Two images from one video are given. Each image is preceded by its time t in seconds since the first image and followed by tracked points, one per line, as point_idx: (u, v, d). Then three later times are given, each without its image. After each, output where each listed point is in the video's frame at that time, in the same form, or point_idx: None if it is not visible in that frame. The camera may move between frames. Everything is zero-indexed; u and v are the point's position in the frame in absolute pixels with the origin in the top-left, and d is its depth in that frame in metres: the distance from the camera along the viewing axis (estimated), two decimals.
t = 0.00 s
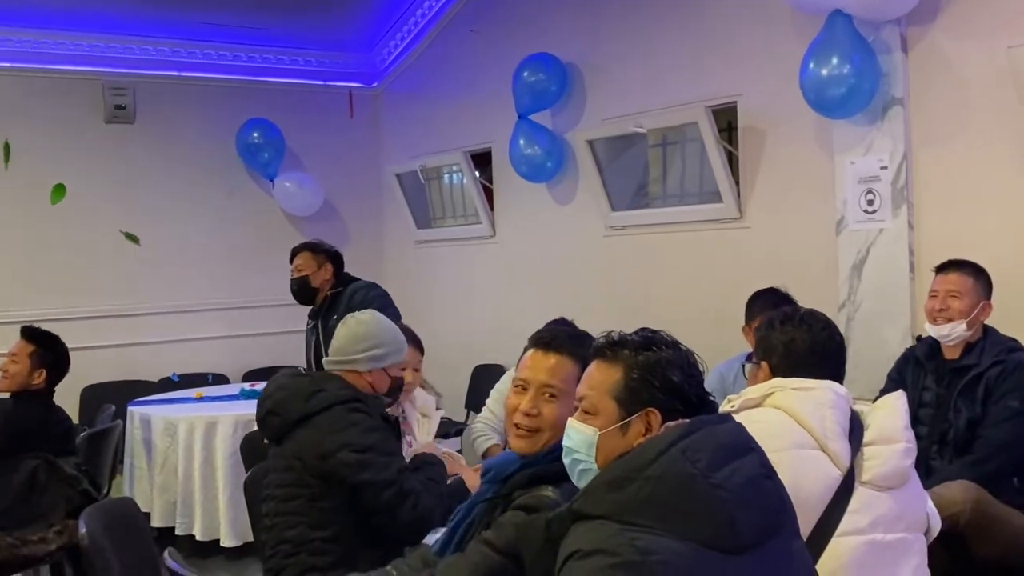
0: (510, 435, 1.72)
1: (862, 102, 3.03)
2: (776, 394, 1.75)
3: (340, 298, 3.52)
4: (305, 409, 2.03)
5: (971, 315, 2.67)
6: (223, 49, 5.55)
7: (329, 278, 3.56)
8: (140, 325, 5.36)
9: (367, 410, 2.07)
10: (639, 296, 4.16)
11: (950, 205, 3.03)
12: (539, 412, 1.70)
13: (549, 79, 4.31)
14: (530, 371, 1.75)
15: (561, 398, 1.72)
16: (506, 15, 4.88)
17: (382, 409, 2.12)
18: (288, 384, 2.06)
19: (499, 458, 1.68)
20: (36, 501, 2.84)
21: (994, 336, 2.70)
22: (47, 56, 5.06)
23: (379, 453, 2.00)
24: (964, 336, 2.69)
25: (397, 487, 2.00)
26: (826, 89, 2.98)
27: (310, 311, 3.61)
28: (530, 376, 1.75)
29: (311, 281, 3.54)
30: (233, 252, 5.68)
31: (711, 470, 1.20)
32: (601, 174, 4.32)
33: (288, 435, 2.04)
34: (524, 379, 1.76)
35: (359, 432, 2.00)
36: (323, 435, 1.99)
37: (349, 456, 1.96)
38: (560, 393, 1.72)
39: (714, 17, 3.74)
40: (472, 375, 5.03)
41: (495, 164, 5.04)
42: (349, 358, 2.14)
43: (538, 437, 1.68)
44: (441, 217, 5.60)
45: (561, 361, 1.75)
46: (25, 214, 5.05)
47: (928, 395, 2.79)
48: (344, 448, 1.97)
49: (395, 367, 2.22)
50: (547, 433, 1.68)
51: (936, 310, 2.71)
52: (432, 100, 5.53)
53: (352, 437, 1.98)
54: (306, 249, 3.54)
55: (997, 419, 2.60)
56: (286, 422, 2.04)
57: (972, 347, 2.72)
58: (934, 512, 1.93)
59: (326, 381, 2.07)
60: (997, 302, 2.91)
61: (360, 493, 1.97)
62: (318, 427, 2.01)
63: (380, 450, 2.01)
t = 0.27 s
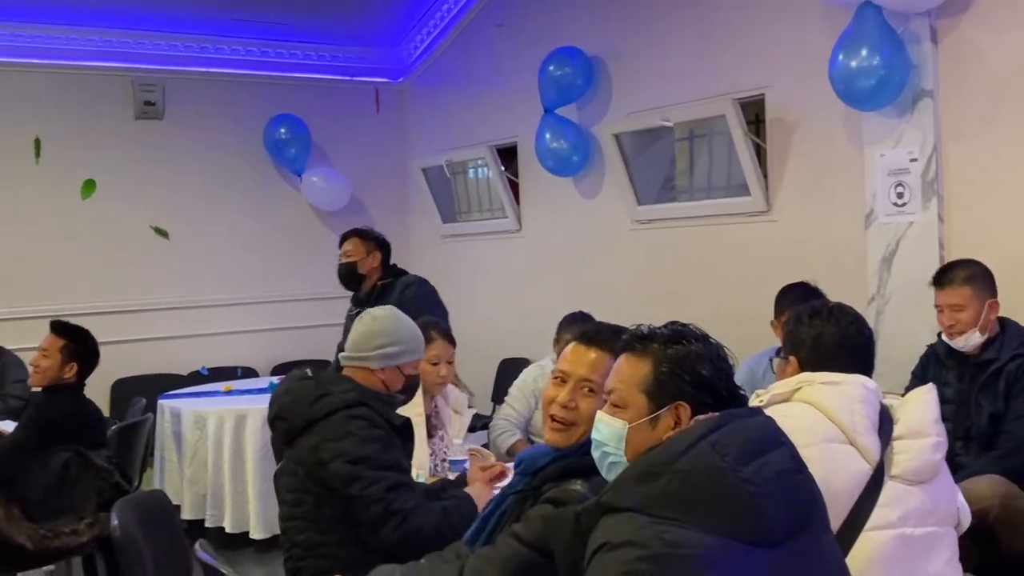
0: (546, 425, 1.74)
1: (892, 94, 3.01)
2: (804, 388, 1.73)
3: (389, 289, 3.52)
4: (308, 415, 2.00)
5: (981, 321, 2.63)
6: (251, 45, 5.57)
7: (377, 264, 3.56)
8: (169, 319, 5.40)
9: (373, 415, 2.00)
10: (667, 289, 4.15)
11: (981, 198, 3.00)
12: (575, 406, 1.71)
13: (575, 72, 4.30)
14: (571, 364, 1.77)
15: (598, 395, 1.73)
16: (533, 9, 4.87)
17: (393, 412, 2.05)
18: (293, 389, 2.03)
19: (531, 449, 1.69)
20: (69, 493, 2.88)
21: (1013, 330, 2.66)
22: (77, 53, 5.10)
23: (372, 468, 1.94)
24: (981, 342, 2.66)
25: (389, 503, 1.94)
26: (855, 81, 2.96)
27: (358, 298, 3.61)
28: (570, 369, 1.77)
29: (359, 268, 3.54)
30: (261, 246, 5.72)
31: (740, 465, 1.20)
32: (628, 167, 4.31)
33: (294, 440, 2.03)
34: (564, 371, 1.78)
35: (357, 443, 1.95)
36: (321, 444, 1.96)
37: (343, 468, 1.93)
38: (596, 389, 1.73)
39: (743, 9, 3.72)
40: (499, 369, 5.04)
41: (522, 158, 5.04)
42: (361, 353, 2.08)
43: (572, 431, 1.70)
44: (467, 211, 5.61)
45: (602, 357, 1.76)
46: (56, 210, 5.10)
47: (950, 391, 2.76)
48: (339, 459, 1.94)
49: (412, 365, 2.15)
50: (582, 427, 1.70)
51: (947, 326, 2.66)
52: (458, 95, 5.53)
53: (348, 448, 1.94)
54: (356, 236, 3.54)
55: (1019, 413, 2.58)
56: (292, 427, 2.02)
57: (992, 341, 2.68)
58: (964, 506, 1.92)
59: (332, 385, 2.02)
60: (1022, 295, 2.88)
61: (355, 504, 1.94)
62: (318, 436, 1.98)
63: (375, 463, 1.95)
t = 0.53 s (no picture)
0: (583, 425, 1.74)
1: (934, 84, 2.96)
2: (845, 383, 1.71)
3: (447, 283, 3.56)
4: (347, 414, 2.00)
5: (1013, 321, 2.60)
6: (287, 41, 5.61)
7: (432, 251, 3.55)
8: (207, 313, 5.45)
9: (410, 414, 1.99)
10: (704, 283, 4.12)
11: None
12: (609, 406, 1.70)
13: (610, 65, 4.28)
14: (604, 361, 1.76)
15: (631, 392, 1.71)
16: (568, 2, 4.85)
17: (429, 409, 2.05)
18: (332, 388, 2.03)
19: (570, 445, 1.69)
20: (110, 486, 2.92)
21: None
22: (116, 50, 5.16)
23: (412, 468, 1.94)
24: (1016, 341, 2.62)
25: (432, 504, 1.93)
26: (896, 72, 2.93)
27: (413, 285, 3.59)
28: (603, 367, 1.75)
29: (416, 257, 3.52)
30: (298, 240, 5.75)
31: (782, 460, 1.18)
32: (664, 160, 4.29)
33: (333, 438, 2.03)
34: (598, 370, 1.76)
35: (396, 443, 1.95)
36: (361, 443, 1.97)
37: (383, 468, 1.93)
38: (629, 387, 1.71)
39: None
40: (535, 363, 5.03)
41: (557, 152, 5.03)
42: (395, 349, 2.09)
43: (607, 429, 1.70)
44: (502, 205, 5.60)
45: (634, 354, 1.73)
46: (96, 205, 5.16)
47: (990, 388, 2.72)
48: (379, 459, 1.94)
49: (444, 359, 2.15)
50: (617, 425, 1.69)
51: (979, 328, 2.63)
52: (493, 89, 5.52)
53: (387, 448, 1.94)
54: (413, 224, 3.51)
55: None
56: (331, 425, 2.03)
57: None
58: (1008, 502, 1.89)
59: (370, 383, 2.02)
60: None
61: (395, 504, 1.95)
62: (358, 435, 1.98)
63: (415, 463, 1.95)
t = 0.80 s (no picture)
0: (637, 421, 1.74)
1: (986, 75, 2.91)
2: (896, 378, 1.69)
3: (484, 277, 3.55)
4: (413, 402, 2.02)
5: None
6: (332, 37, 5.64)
7: (472, 242, 3.56)
8: (254, 307, 5.51)
9: (475, 409, 1.99)
10: (750, 277, 4.09)
11: None
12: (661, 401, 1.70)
13: (655, 57, 4.26)
14: (659, 359, 1.76)
15: (682, 389, 1.71)
16: None
17: (495, 406, 2.04)
18: (401, 375, 2.06)
19: (626, 442, 1.71)
20: (160, 477, 2.98)
21: None
22: (164, 47, 5.21)
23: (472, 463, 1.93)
24: None
25: (487, 500, 1.92)
26: (947, 62, 2.88)
27: (450, 279, 3.58)
28: (658, 365, 1.76)
29: (452, 250, 3.53)
30: (344, 235, 5.79)
31: (834, 457, 1.17)
32: (710, 153, 4.26)
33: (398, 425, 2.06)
34: (654, 367, 1.77)
35: (458, 435, 1.95)
36: (424, 432, 1.98)
37: (442, 459, 1.94)
38: (681, 386, 1.72)
39: None
40: (578, 357, 5.03)
41: (602, 146, 5.01)
42: (459, 343, 2.07)
43: (660, 424, 1.69)
44: (546, 198, 5.59)
45: (688, 353, 1.74)
46: (145, 201, 5.23)
47: None
48: (439, 450, 1.95)
49: (513, 356, 2.09)
50: (669, 421, 1.68)
51: None
52: (537, 83, 5.52)
53: (448, 440, 1.95)
54: (449, 217, 3.53)
55: None
56: (397, 412, 2.05)
57: None
58: None
59: (438, 373, 2.03)
60: None
61: (451, 497, 1.95)
62: (421, 423, 1.99)
63: (475, 458, 1.94)
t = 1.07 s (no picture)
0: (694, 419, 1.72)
1: None
2: (954, 376, 1.66)
3: (503, 272, 3.55)
4: (473, 387, 2.05)
5: None
6: (381, 33, 5.67)
7: (493, 238, 3.59)
8: (305, 302, 5.56)
9: (532, 401, 1.99)
10: (802, 271, 4.04)
11: None
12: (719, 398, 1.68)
13: (706, 50, 4.22)
14: (715, 356, 1.74)
15: (739, 385, 1.69)
16: None
17: (554, 401, 2.03)
18: (468, 359, 2.10)
19: (681, 440, 1.69)
20: (214, 470, 3.00)
21: None
22: (216, 45, 5.28)
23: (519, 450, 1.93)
24: None
25: (530, 488, 1.90)
26: (1005, 53, 2.82)
27: (473, 274, 3.61)
28: (713, 361, 1.74)
29: (474, 247, 3.56)
30: (394, 230, 5.81)
31: (893, 455, 1.15)
32: (762, 147, 4.22)
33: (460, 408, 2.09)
34: (709, 364, 1.75)
35: (508, 423, 1.96)
36: (478, 417, 2.00)
37: (490, 444, 1.95)
38: (736, 382, 1.69)
39: None
40: (627, 352, 5.00)
41: (652, 140, 4.98)
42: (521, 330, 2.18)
43: (716, 421, 1.67)
44: (595, 193, 5.57)
45: (745, 349, 1.71)
46: (198, 197, 5.30)
47: None
48: (489, 435, 1.96)
49: (549, 336, 2.10)
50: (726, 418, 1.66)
51: None
52: (586, 77, 5.50)
53: (500, 426, 1.96)
54: (470, 214, 3.53)
55: None
56: (459, 395, 2.08)
57: None
58: None
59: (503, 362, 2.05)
60: None
61: (497, 482, 1.95)
62: (477, 408, 2.01)
63: (523, 447, 1.94)
